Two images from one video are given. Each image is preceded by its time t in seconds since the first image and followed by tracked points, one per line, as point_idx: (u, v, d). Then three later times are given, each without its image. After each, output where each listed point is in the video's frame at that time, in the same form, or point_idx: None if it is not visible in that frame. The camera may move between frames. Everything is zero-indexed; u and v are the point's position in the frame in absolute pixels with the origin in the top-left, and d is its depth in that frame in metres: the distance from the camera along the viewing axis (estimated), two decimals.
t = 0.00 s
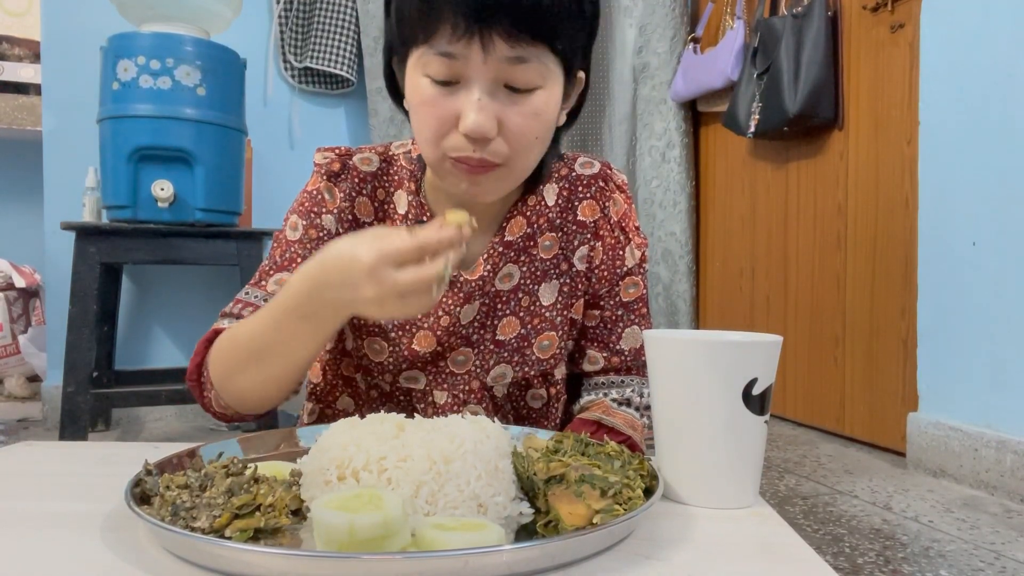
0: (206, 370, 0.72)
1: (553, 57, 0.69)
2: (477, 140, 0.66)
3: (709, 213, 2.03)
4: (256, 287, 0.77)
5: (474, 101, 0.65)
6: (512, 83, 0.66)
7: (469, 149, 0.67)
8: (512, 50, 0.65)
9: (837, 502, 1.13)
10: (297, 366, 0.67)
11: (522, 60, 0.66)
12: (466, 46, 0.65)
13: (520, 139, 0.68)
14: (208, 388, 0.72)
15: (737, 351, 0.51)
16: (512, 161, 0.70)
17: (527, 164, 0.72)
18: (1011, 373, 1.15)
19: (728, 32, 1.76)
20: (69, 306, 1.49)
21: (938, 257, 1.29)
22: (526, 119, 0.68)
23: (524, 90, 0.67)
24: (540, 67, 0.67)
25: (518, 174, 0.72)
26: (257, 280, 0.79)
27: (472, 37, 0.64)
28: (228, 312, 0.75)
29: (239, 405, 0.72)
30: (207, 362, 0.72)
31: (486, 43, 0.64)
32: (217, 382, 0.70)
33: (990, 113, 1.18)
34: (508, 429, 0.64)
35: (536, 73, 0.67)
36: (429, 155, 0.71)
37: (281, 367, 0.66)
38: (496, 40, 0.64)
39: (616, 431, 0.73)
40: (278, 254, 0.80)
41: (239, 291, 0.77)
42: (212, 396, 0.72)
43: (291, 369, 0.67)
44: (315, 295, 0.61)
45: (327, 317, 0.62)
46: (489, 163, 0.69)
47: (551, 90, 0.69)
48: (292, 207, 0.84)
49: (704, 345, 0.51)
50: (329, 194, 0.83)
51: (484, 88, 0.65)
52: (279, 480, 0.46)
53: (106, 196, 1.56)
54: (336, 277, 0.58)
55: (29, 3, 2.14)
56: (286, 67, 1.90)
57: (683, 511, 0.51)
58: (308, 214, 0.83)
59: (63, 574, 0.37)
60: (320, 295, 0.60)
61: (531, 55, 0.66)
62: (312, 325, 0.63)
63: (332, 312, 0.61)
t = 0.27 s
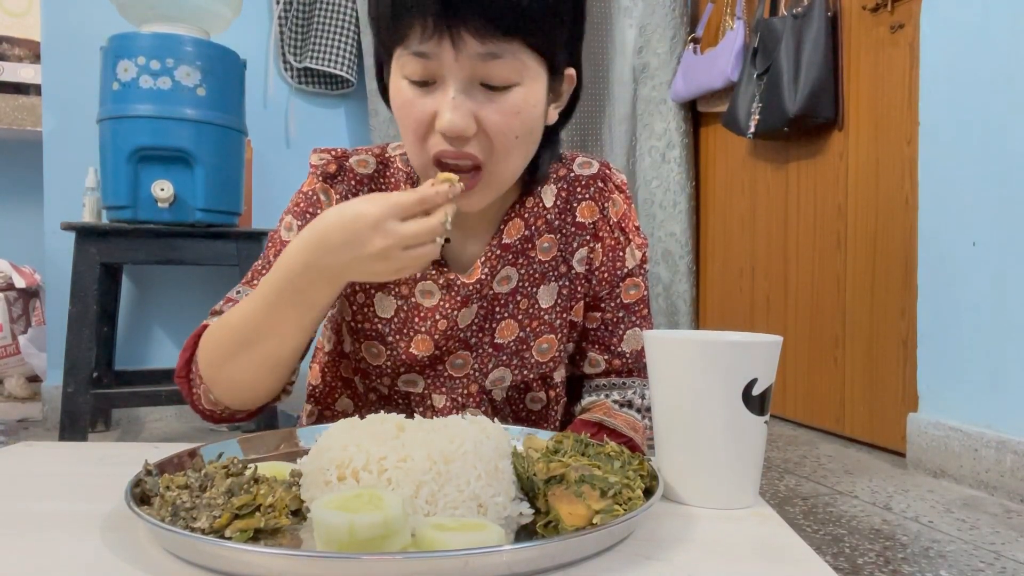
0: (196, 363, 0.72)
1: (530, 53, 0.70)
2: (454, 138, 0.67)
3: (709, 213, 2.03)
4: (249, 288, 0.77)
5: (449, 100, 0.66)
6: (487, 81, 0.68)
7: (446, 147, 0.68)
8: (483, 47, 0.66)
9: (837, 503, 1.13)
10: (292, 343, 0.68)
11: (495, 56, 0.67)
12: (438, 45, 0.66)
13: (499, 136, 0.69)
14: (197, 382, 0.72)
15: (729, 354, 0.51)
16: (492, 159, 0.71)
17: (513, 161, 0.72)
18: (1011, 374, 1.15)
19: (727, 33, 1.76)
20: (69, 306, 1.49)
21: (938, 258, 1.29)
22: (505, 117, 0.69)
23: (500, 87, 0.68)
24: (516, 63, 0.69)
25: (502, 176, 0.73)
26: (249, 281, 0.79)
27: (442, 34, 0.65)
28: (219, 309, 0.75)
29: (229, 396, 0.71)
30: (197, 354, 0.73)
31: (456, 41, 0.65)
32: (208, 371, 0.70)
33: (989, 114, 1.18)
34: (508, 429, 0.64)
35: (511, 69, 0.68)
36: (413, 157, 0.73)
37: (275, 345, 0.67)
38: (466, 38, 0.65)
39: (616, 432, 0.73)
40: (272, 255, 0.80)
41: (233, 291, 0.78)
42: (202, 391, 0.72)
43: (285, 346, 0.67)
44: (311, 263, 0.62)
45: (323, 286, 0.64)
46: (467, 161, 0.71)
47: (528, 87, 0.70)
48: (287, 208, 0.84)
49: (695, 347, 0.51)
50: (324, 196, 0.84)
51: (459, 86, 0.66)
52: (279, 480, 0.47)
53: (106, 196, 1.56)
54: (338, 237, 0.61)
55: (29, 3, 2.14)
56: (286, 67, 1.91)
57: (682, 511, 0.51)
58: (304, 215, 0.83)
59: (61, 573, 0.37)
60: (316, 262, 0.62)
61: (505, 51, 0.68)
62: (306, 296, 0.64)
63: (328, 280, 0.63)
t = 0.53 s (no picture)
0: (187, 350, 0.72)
1: (510, 51, 0.70)
2: (431, 135, 0.67)
3: (709, 213, 2.03)
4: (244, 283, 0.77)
5: (425, 97, 0.66)
6: (464, 77, 0.68)
7: (423, 144, 0.68)
8: (457, 42, 0.66)
9: (837, 503, 1.13)
10: (286, 323, 0.67)
11: (470, 52, 0.67)
12: (413, 42, 0.66)
13: (477, 135, 0.69)
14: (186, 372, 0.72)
15: (725, 356, 0.51)
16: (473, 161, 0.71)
17: (499, 160, 0.72)
18: (1011, 374, 1.15)
19: (727, 33, 1.76)
20: (69, 306, 1.49)
21: (938, 259, 1.29)
22: (484, 113, 0.69)
23: (477, 83, 0.68)
24: (494, 59, 0.69)
25: (484, 178, 0.73)
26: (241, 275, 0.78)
27: (417, 32, 0.66)
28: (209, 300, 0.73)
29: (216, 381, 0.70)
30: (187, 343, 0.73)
31: (431, 38, 0.66)
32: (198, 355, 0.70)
33: (989, 114, 1.18)
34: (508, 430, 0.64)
35: (489, 66, 0.68)
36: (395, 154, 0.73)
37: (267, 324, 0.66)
38: (440, 33, 0.66)
39: (618, 434, 0.73)
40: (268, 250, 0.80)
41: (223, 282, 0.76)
42: (190, 382, 0.71)
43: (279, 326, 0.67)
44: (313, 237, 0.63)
45: (319, 265, 0.65)
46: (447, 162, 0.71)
47: (508, 84, 0.70)
48: (285, 204, 0.83)
49: (691, 348, 0.51)
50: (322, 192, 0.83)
51: (435, 85, 0.66)
52: (279, 480, 0.46)
53: (106, 196, 1.56)
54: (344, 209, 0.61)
55: (29, 3, 2.14)
56: (286, 68, 1.91)
57: (683, 511, 0.51)
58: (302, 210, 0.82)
59: (59, 573, 0.37)
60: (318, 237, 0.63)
61: (482, 46, 0.68)
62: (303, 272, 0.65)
63: (328, 256, 0.64)
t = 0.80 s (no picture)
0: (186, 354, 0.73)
1: (512, 51, 0.70)
2: (436, 137, 0.67)
3: (709, 213, 2.03)
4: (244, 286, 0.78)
5: (430, 99, 0.66)
6: (468, 78, 0.68)
7: (428, 146, 0.68)
8: (462, 42, 0.66)
9: (837, 503, 1.13)
10: (282, 336, 0.67)
11: (475, 53, 0.67)
12: (417, 42, 0.66)
13: (482, 135, 0.69)
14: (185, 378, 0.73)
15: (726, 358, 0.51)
16: (478, 160, 0.71)
17: (500, 160, 0.72)
18: (1011, 375, 1.15)
19: (727, 33, 1.76)
20: (69, 306, 1.49)
21: (939, 260, 1.29)
22: (489, 114, 0.69)
23: (482, 83, 0.69)
24: (498, 59, 0.69)
25: (487, 176, 0.73)
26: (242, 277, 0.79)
27: (421, 32, 0.66)
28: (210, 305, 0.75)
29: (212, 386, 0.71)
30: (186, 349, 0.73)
31: (435, 39, 0.66)
32: (195, 360, 0.70)
33: (989, 114, 1.18)
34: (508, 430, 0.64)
35: (493, 66, 0.69)
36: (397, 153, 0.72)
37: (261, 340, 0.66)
38: (445, 34, 0.66)
39: (618, 435, 0.73)
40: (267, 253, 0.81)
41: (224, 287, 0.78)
42: (189, 389, 0.72)
43: (272, 338, 0.67)
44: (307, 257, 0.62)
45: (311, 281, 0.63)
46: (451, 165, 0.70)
47: (512, 83, 0.70)
48: (285, 205, 0.83)
49: (693, 350, 0.51)
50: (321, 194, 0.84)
51: (440, 85, 0.66)
52: (279, 480, 0.46)
53: (106, 196, 1.56)
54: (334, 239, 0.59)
55: (29, 3, 2.14)
56: (286, 68, 1.91)
57: (683, 511, 0.51)
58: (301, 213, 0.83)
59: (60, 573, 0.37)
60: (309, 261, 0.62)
61: (486, 46, 0.68)
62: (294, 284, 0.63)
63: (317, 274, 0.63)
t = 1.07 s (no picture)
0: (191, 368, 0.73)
1: (519, 45, 0.71)
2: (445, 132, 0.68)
3: (709, 213, 2.03)
4: (245, 288, 0.79)
5: (439, 94, 0.67)
6: (476, 73, 0.68)
7: (438, 141, 0.69)
8: (471, 38, 0.67)
9: (837, 503, 1.13)
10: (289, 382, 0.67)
11: (484, 47, 0.67)
12: (426, 37, 0.67)
13: (488, 130, 0.70)
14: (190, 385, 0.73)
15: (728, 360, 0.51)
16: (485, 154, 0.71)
17: (504, 157, 0.72)
18: (1011, 374, 1.15)
19: (727, 32, 1.76)
20: (69, 306, 1.49)
21: (939, 259, 1.29)
22: (496, 109, 0.69)
23: (489, 78, 0.69)
24: (505, 55, 0.69)
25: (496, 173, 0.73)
26: (246, 280, 0.81)
27: (430, 27, 0.66)
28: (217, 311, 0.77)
29: (220, 404, 0.71)
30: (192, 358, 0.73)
31: (444, 34, 0.66)
32: (202, 377, 0.71)
33: (988, 113, 1.18)
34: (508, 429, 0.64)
35: (501, 61, 0.69)
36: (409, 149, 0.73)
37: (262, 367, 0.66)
38: (454, 30, 0.66)
39: (617, 433, 0.73)
40: (267, 255, 0.81)
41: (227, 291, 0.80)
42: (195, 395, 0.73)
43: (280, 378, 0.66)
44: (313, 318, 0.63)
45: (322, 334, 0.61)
46: (460, 162, 0.71)
47: (519, 79, 0.71)
48: (285, 207, 0.84)
49: (693, 350, 0.51)
50: (321, 195, 0.84)
51: (449, 79, 0.67)
52: (279, 480, 0.46)
53: (106, 196, 1.56)
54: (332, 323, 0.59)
55: (29, 3, 2.14)
56: (286, 67, 1.91)
57: (683, 511, 0.51)
58: (302, 215, 0.83)
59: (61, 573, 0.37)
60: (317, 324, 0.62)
61: (494, 42, 0.68)
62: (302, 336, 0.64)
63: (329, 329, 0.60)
